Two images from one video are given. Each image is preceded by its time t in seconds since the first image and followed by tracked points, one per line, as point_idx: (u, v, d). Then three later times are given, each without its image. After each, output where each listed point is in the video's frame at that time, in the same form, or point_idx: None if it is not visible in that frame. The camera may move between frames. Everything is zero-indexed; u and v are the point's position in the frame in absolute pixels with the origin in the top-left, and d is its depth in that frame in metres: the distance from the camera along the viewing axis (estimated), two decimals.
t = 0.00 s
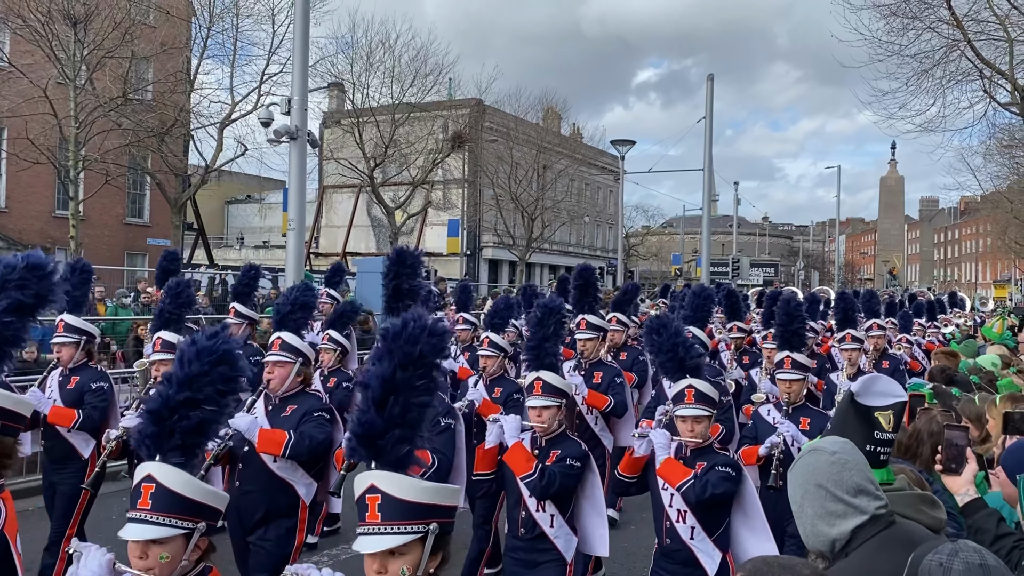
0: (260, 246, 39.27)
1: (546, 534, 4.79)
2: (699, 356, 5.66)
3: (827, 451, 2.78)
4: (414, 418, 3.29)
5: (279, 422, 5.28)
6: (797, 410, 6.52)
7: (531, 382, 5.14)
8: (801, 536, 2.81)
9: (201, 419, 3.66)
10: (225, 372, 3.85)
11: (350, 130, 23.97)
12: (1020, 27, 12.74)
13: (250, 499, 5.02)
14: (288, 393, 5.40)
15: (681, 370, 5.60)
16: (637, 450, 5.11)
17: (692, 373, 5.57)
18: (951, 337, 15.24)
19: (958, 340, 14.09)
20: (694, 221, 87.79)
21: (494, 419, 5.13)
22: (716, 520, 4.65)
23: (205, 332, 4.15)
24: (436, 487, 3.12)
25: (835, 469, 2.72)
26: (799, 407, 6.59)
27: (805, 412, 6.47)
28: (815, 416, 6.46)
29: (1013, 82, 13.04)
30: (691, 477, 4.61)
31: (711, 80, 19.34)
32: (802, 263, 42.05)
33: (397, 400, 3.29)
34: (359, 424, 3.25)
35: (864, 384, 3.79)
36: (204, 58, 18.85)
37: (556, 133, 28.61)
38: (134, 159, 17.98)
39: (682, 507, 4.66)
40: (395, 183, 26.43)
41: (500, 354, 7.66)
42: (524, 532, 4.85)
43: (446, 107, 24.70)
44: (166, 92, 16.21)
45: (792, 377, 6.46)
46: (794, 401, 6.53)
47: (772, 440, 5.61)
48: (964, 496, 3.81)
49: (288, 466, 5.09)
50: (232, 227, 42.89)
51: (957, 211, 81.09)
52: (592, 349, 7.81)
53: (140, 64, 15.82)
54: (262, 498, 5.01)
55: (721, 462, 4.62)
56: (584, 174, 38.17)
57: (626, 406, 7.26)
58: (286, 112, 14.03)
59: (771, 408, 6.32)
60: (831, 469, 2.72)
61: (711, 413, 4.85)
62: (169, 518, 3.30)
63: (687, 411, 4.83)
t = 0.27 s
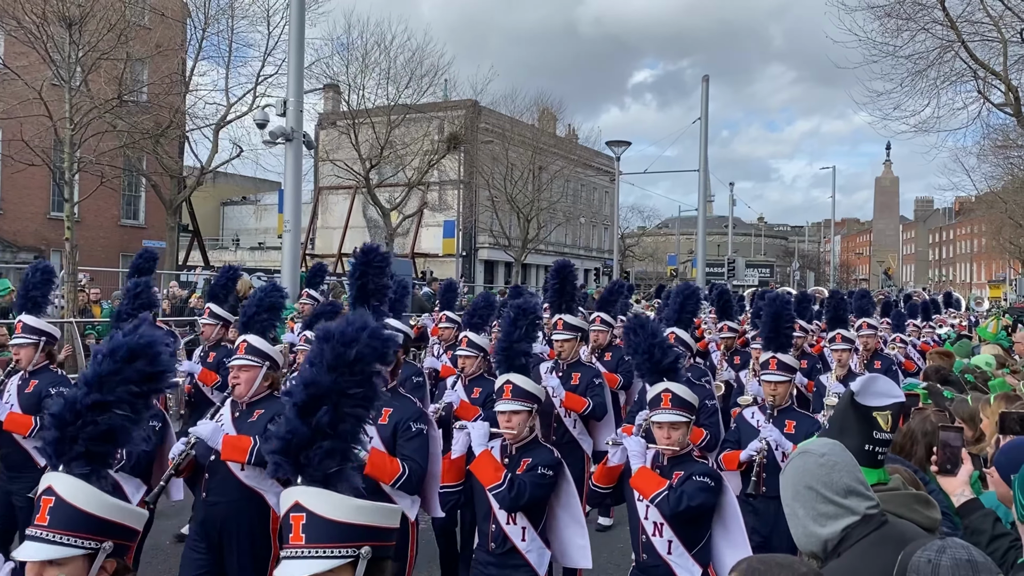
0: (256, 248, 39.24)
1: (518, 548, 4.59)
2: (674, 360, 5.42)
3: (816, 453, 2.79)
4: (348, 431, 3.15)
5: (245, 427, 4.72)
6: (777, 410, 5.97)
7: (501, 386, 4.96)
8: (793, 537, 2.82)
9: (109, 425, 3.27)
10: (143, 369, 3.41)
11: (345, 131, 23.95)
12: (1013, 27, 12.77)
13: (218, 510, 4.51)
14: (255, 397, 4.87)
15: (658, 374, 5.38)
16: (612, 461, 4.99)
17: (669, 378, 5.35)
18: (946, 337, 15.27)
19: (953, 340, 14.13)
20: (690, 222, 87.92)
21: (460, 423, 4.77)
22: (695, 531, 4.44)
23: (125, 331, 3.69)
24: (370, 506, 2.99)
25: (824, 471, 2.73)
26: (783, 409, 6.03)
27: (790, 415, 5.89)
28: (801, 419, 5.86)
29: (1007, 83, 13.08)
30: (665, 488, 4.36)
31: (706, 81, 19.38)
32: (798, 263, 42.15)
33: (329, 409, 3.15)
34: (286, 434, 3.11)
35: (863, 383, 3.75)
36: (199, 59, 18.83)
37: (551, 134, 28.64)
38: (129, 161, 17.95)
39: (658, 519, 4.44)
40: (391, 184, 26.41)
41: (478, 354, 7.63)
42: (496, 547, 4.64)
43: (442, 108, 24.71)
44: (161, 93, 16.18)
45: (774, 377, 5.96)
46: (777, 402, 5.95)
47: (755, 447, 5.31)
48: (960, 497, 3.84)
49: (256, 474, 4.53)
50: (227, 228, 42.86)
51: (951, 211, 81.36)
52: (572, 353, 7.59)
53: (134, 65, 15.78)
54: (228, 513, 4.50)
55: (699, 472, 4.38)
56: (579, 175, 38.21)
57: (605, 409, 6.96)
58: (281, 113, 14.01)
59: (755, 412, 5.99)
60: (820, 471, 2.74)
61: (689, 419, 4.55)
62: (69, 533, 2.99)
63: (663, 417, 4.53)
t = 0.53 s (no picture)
0: (253, 249, 39.22)
1: (478, 566, 4.44)
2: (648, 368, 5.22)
3: (806, 455, 2.79)
4: (234, 467, 2.87)
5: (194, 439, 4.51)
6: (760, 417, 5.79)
7: (464, 394, 4.77)
8: (786, 538, 2.83)
9: None
10: (25, 395, 3.27)
11: (342, 133, 23.94)
12: (1009, 28, 12.78)
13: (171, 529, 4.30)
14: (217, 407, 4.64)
15: (629, 381, 5.15)
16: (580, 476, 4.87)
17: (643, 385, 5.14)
18: (942, 337, 15.27)
19: (949, 340, 14.14)
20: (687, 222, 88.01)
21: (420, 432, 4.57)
22: (666, 546, 4.37)
23: (8, 340, 3.47)
24: (262, 550, 2.57)
25: (815, 473, 2.74)
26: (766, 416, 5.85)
27: (771, 422, 5.76)
28: (781, 427, 5.75)
29: (1003, 83, 13.11)
30: (638, 503, 4.27)
31: (703, 82, 19.40)
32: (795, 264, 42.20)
33: (212, 441, 2.86)
34: (163, 466, 2.82)
35: (852, 384, 3.51)
36: (196, 60, 18.81)
37: (548, 135, 28.68)
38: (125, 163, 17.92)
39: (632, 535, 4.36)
40: (388, 185, 26.41)
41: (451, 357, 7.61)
42: (454, 565, 4.48)
43: (439, 109, 24.70)
44: (157, 95, 16.14)
45: (757, 384, 5.78)
46: (759, 410, 5.80)
47: (733, 457, 5.28)
48: (957, 497, 3.85)
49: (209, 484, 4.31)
50: (224, 230, 42.81)
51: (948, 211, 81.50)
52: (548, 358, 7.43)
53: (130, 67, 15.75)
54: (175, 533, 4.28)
55: (674, 487, 4.35)
56: (576, 176, 38.25)
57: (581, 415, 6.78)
58: (277, 114, 13.99)
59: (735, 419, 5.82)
60: (811, 473, 2.75)
61: (662, 429, 4.53)
62: None
63: (637, 427, 4.51)
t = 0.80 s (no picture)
0: (251, 250, 39.21)
1: None
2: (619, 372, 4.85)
3: (801, 455, 2.79)
4: (105, 481, 2.01)
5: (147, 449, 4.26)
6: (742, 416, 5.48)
7: (427, 398, 4.26)
8: (783, 538, 2.83)
9: None
10: None
11: (340, 134, 23.94)
12: (1006, 28, 12.80)
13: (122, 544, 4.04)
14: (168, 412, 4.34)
15: (600, 385, 4.80)
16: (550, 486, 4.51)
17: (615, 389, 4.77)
18: (939, 337, 15.29)
19: (946, 339, 14.15)
20: (685, 223, 88.11)
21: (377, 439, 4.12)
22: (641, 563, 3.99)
23: None
24: None
25: (810, 474, 2.74)
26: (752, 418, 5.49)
27: (758, 427, 5.27)
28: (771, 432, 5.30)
29: (999, 83, 13.13)
30: (612, 518, 3.85)
31: (700, 83, 19.43)
32: (792, 263, 42.29)
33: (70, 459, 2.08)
34: (16, 478, 1.95)
35: (848, 384, 3.54)
36: (194, 62, 18.83)
37: (546, 136, 28.73)
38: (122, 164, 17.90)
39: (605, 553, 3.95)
40: (385, 186, 26.41)
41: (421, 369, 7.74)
42: None
43: (437, 110, 24.72)
44: (155, 96, 16.12)
45: (740, 386, 5.28)
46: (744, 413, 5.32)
47: (717, 464, 4.79)
48: (954, 497, 3.84)
49: (159, 498, 4.13)
50: (222, 231, 42.83)
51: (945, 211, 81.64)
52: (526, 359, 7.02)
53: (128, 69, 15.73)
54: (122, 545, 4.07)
55: (650, 499, 3.93)
56: (574, 177, 38.28)
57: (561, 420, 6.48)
58: (275, 116, 13.99)
59: (720, 422, 5.34)
60: (807, 474, 2.75)
61: (637, 436, 4.18)
62: None
63: (610, 435, 4.14)
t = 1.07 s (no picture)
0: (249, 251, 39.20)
1: None
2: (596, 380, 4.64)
3: (797, 457, 2.78)
4: None
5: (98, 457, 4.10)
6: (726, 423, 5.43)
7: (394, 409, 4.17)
8: (783, 540, 2.82)
9: None
10: None
11: (339, 134, 23.94)
12: (1004, 27, 12.81)
13: (61, 556, 3.94)
14: (117, 419, 4.23)
15: (577, 395, 4.57)
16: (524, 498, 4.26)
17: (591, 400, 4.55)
18: (939, 336, 15.28)
19: (945, 339, 14.14)
20: (684, 223, 88.17)
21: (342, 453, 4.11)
22: None
23: None
24: None
25: (806, 475, 2.74)
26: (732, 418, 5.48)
27: (749, 434, 5.14)
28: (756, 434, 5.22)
29: (997, 83, 13.14)
30: (582, 537, 3.72)
31: (698, 83, 19.44)
32: (792, 263, 42.31)
33: None
34: None
35: (842, 385, 3.51)
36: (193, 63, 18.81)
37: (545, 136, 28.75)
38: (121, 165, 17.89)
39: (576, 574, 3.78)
40: (384, 187, 26.40)
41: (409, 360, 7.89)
42: None
43: (435, 111, 24.70)
44: (153, 97, 16.11)
45: (727, 392, 5.19)
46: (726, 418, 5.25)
47: (706, 476, 4.66)
48: (954, 497, 3.84)
49: (108, 512, 3.96)
50: (221, 232, 42.79)
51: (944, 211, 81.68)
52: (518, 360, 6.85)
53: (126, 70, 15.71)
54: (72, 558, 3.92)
55: (626, 517, 3.79)
56: (573, 177, 38.30)
57: (547, 424, 6.32)
58: (274, 116, 13.97)
59: (710, 431, 5.29)
60: (804, 475, 2.74)
61: (615, 449, 3.98)
62: None
63: (584, 448, 3.96)
